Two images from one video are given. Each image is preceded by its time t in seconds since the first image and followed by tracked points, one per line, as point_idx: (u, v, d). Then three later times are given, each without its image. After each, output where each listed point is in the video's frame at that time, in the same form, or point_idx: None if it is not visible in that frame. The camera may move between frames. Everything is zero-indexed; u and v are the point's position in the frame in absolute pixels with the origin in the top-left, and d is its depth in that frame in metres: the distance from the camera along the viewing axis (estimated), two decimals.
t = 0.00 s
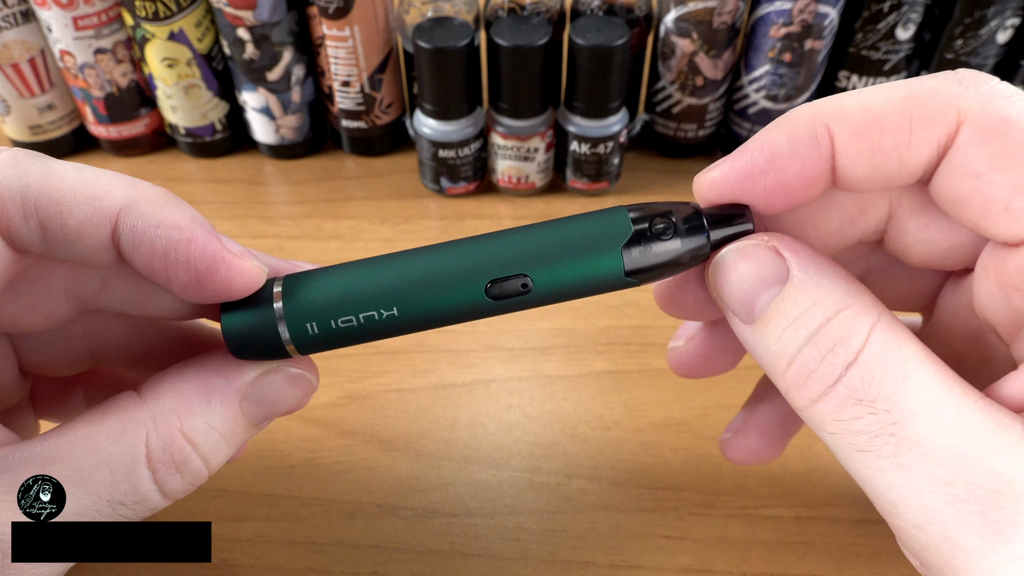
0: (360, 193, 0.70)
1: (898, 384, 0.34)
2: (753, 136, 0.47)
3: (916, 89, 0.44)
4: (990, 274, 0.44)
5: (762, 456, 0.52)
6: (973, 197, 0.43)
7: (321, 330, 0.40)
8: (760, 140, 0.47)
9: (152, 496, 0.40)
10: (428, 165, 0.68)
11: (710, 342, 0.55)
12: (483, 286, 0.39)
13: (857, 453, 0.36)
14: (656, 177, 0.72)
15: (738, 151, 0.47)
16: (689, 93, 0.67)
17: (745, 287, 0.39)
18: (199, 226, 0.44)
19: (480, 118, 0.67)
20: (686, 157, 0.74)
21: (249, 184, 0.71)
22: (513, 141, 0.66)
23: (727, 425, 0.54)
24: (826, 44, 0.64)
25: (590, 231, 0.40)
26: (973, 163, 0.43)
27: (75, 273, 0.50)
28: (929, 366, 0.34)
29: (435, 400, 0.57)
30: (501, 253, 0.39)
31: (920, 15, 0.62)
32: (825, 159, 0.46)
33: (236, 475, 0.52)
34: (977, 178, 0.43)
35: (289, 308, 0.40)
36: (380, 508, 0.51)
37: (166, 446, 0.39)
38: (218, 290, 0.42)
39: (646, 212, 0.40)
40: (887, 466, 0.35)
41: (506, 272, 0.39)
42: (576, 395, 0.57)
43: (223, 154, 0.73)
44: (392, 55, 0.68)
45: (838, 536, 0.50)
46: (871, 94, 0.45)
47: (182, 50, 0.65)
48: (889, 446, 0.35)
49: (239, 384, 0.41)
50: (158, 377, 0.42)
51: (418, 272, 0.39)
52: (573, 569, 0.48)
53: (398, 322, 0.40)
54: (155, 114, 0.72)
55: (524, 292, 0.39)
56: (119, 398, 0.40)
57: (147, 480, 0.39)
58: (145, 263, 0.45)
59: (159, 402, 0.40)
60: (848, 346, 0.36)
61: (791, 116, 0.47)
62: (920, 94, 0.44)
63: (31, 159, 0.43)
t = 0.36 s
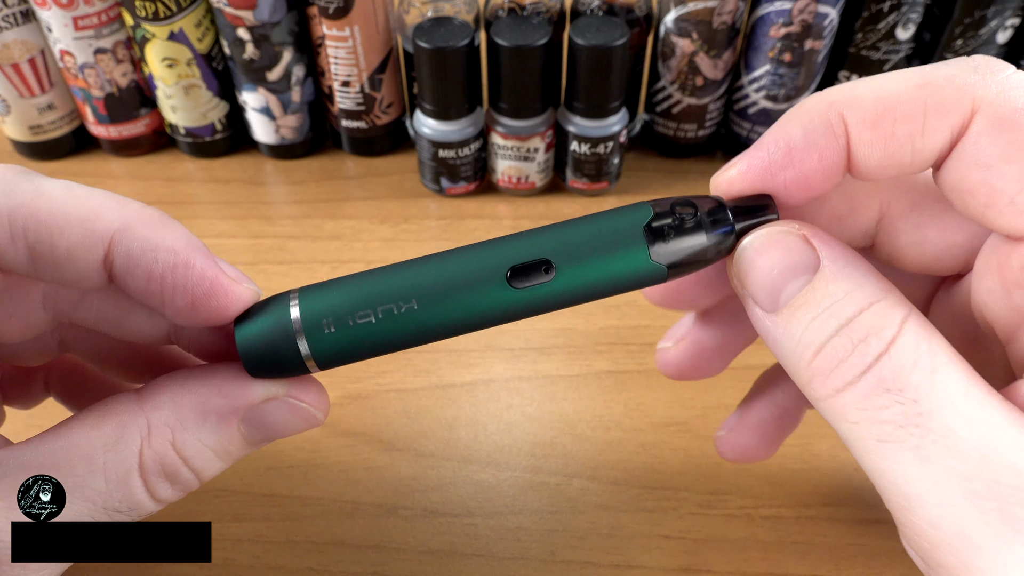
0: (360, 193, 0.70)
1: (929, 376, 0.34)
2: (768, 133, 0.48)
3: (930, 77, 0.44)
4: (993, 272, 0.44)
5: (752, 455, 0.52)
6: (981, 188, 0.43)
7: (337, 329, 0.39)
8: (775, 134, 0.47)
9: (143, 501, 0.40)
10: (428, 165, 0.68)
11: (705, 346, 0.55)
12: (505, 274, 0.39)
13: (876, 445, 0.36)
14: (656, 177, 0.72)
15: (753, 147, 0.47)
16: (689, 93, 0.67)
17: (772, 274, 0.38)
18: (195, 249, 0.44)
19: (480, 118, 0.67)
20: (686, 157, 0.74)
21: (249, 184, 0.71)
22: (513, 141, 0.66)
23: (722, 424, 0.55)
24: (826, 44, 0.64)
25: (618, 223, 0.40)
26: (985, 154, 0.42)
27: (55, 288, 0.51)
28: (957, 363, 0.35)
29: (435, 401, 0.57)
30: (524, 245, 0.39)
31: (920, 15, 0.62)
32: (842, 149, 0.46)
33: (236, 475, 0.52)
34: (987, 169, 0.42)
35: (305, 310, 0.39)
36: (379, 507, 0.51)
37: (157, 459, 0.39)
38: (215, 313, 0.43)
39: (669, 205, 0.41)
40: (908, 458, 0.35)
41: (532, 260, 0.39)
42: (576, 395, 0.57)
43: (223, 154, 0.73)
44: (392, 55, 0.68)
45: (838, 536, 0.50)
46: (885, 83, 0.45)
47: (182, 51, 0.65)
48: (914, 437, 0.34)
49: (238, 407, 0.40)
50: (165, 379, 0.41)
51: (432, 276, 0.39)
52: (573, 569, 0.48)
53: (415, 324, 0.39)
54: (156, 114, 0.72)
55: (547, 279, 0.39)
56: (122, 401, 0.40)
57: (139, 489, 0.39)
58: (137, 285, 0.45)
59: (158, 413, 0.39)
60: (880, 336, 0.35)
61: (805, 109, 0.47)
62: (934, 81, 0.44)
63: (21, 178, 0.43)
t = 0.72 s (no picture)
0: (360, 193, 0.70)
1: (882, 346, 0.37)
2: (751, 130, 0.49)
3: (898, 82, 0.46)
4: (961, 268, 0.46)
5: (747, 438, 0.52)
6: (944, 184, 0.44)
7: (352, 309, 0.39)
8: (754, 133, 0.49)
9: (126, 497, 0.39)
10: (428, 165, 0.68)
11: (703, 333, 0.55)
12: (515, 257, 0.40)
13: (831, 408, 0.38)
14: (656, 177, 0.72)
15: (733, 145, 0.49)
16: (688, 93, 0.67)
17: (753, 262, 0.40)
18: (185, 242, 0.43)
19: (480, 118, 0.67)
20: (686, 157, 0.73)
21: (249, 184, 0.71)
22: (513, 141, 0.66)
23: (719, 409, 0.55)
24: (826, 44, 0.64)
25: (616, 210, 0.41)
26: (945, 151, 0.44)
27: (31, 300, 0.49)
28: (911, 336, 0.37)
29: (434, 401, 0.57)
30: (527, 230, 0.40)
31: (920, 15, 0.62)
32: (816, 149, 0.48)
33: (236, 475, 0.52)
34: (949, 165, 0.44)
35: (317, 288, 0.39)
36: (380, 507, 0.51)
37: (135, 452, 0.38)
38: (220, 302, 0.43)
39: (660, 194, 0.42)
40: (857, 417, 0.37)
41: (539, 243, 0.40)
42: (576, 395, 0.57)
43: (223, 154, 0.73)
44: (392, 55, 0.68)
45: (838, 536, 0.50)
46: (857, 89, 0.47)
47: (183, 51, 0.65)
48: (861, 397, 0.37)
49: (217, 393, 0.39)
50: (140, 370, 0.40)
51: (441, 257, 0.39)
52: (573, 569, 0.48)
53: (421, 307, 0.39)
54: (155, 114, 0.72)
55: (554, 260, 0.40)
56: (97, 394, 0.39)
57: (119, 485, 0.39)
58: (133, 288, 0.44)
59: (133, 404, 0.38)
60: (842, 314, 0.38)
61: (785, 111, 0.49)
62: (903, 87, 0.45)
63: None
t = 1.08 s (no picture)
0: (360, 193, 0.70)
1: (897, 359, 0.36)
2: (761, 131, 0.48)
3: (917, 81, 0.45)
4: (980, 270, 0.45)
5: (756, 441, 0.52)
6: (964, 188, 0.44)
7: (344, 305, 0.39)
8: (765, 134, 0.48)
9: (133, 496, 0.39)
10: (428, 165, 0.68)
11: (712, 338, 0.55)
12: (508, 258, 0.39)
13: (844, 421, 0.38)
14: (656, 177, 0.72)
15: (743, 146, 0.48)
16: (688, 93, 0.67)
17: (765, 267, 0.39)
18: (188, 236, 0.43)
19: (480, 118, 0.67)
20: (686, 157, 0.74)
21: (249, 184, 0.71)
22: (513, 141, 0.66)
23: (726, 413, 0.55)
24: (826, 44, 0.64)
25: (617, 208, 0.41)
26: (967, 154, 0.43)
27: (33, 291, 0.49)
28: (928, 348, 0.36)
29: (434, 401, 0.57)
30: (527, 229, 0.40)
31: (919, 15, 0.62)
32: (831, 149, 0.47)
33: (236, 475, 0.52)
34: (970, 169, 0.43)
35: (311, 290, 0.39)
36: (380, 507, 0.51)
37: (143, 451, 0.38)
38: (221, 297, 0.42)
39: (665, 195, 0.41)
40: (870, 432, 0.37)
41: (535, 243, 0.40)
42: (576, 395, 0.57)
43: (223, 154, 0.73)
44: (392, 55, 0.68)
45: (838, 536, 0.50)
46: (873, 87, 0.46)
47: (183, 51, 0.65)
48: (875, 412, 0.36)
49: (221, 387, 0.40)
50: (140, 370, 0.40)
51: (438, 254, 0.39)
52: (573, 569, 0.48)
53: (415, 304, 0.39)
54: (156, 114, 0.72)
55: (550, 261, 0.40)
56: (99, 395, 0.39)
57: (124, 485, 0.39)
58: (137, 283, 0.44)
59: (137, 403, 0.38)
60: (856, 326, 0.37)
61: (798, 111, 0.48)
62: (921, 86, 0.44)
63: None
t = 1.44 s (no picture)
0: (360, 193, 0.70)
1: (908, 399, 0.35)
2: (775, 140, 0.47)
3: (947, 89, 0.43)
4: (1005, 286, 0.43)
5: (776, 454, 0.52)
6: (992, 209, 0.43)
7: (326, 300, 0.39)
8: (781, 144, 0.46)
9: (122, 493, 0.39)
10: (428, 165, 0.68)
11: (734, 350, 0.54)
12: (496, 260, 0.39)
13: (851, 457, 0.38)
14: (656, 177, 0.72)
15: (758, 154, 0.47)
16: (689, 93, 0.67)
17: (776, 286, 0.38)
18: (179, 219, 0.43)
19: (480, 118, 0.67)
20: (686, 157, 0.74)
21: (249, 184, 0.71)
22: (513, 141, 0.66)
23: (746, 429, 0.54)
24: (826, 44, 0.64)
25: (615, 216, 0.40)
26: (998, 174, 0.42)
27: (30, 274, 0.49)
28: (943, 388, 0.35)
29: (435, 401, 0.57)
30: (520, 231, 0.40)
31: (919, 15, 0.62)
32: (851, 162, 0.46)
33: (236, 475, 0.52)
34: (1000, 193, 0.42)
35: (293, 282, 0.40)
36: (380, 507, 0.51)
37: (133, 444, 0.38)
38: (207, 278, 0.42)
39: (670, 203, 0.41)
40: (876, 473, 0.37)
41: (525, 246, 0.40)
42: (576, 395, 0.57)
43: (223, 154, 0.73)
44: (392, 55, 0.68)
45: (838, 536, 0.50)
46: (898, 92, 0.45)
47: (183, 51, 0.65)
48: (882, 454, 0.36)
49: (209, 371, 0.40)
50: (125, 367, 0.40)
51: (434, 255, 0.39)
52: (573, 569, 0.48)
53: (401, 299, 0.39)
54: (156, 114, 0.72)
55: (540, 267, 0.40)
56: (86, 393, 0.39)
57: (116, 480, 0.38)
58: (127, 264, 0.44)
59: (123, 397, 0.38)
60: (868, 359, 0.36)
61: (815, 116, 0.46)
62: (951, 96, 0.43)
63: None
